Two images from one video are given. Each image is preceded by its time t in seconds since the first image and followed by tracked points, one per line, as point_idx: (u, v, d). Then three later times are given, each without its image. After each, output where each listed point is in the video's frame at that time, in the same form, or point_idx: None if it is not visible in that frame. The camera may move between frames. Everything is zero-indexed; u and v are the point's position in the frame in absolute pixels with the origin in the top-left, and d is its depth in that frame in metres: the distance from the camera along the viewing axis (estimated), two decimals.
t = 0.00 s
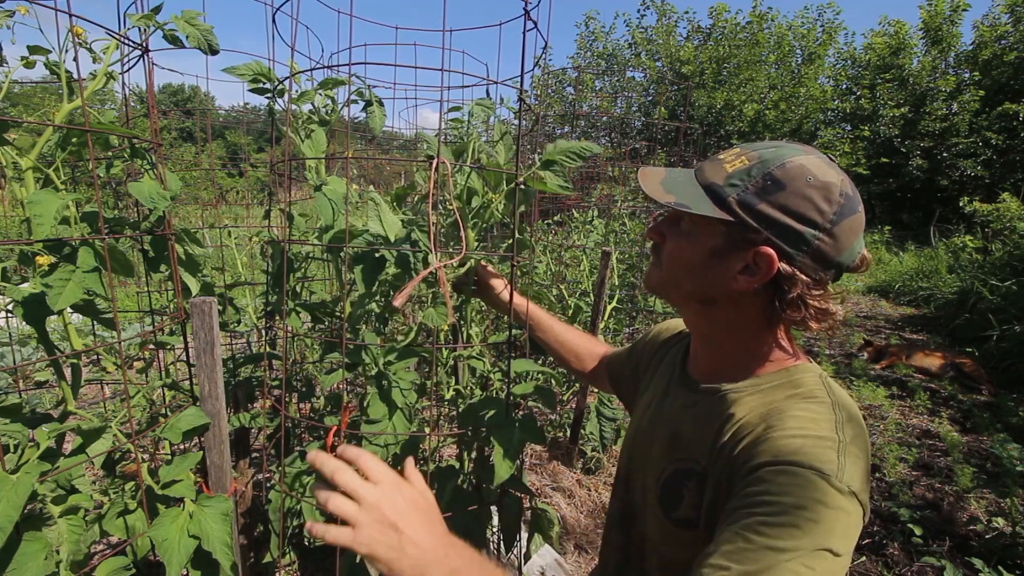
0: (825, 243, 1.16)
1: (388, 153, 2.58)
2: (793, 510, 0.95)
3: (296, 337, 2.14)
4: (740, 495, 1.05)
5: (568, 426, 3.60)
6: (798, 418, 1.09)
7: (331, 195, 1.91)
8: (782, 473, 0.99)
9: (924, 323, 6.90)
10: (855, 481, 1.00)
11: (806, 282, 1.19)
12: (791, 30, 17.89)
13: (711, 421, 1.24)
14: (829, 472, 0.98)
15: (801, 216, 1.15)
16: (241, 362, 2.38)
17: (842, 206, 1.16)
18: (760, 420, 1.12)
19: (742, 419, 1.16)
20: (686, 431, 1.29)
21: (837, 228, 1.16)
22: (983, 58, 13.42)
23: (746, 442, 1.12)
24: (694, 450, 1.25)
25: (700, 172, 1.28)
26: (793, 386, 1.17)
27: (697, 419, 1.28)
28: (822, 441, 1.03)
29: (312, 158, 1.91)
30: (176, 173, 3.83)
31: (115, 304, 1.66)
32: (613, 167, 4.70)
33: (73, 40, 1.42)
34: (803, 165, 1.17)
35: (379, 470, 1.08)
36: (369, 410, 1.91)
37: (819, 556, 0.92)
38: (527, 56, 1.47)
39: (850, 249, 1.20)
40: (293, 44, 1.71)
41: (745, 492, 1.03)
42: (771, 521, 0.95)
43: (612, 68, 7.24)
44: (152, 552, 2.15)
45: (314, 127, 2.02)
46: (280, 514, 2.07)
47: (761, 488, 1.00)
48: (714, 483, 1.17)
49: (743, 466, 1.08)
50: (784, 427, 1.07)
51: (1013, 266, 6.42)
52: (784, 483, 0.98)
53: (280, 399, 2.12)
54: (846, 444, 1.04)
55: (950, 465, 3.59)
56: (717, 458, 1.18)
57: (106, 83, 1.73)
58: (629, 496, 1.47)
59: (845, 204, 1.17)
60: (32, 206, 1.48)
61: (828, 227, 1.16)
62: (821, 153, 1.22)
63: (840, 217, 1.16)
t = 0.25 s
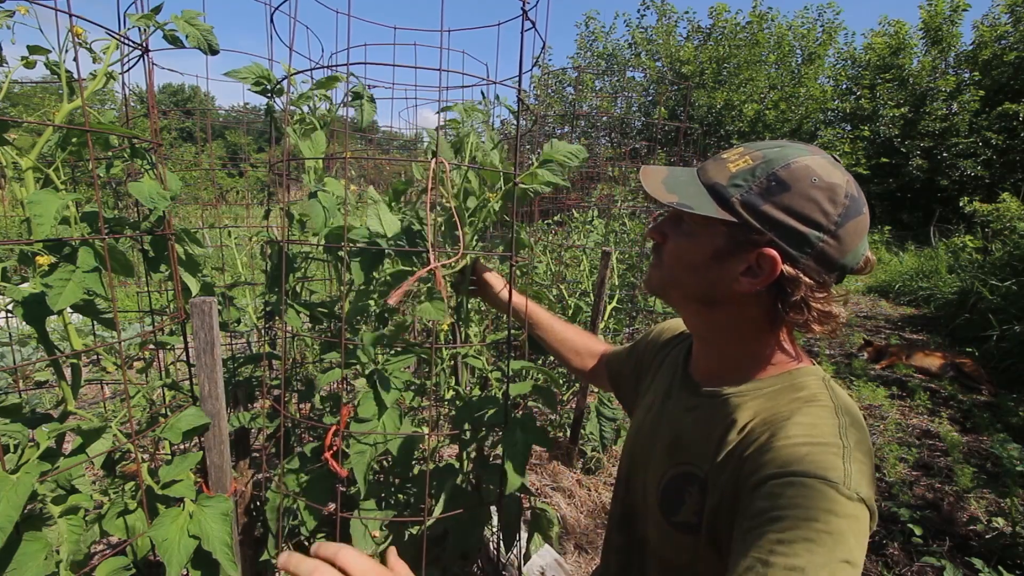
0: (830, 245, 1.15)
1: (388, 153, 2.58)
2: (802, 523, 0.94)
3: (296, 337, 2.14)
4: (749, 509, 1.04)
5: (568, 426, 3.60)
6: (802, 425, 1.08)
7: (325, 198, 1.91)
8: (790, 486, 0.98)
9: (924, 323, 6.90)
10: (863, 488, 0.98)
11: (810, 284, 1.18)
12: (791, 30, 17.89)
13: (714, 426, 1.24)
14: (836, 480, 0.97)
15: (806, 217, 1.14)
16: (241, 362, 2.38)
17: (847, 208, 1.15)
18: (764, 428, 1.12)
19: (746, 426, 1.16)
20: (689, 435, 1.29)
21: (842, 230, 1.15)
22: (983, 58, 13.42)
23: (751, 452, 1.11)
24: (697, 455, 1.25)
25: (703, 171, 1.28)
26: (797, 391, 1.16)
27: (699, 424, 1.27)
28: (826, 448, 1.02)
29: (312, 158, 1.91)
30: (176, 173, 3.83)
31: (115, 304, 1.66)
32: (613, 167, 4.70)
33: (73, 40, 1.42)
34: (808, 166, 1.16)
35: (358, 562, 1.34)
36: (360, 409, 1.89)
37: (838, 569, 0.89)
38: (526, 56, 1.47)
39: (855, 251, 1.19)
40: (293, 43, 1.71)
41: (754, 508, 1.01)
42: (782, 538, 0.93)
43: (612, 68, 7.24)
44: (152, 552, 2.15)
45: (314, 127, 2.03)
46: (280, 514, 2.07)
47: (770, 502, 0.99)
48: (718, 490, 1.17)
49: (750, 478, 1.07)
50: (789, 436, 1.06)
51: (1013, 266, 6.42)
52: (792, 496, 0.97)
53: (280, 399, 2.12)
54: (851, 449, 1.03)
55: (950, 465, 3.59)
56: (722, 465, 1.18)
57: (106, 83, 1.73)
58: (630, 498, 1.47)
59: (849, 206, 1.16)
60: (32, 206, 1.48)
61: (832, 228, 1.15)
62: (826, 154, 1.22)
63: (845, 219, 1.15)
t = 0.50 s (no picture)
0: (834, 247, 1.15)
1: (388, 153, 2.58)
2: (802, 526, 0.94)
3: (296, 337, 2.14)
4: (749, 512, 1.04)
5: (568, 426, 3.60)
6: (802, 426, 1.08)
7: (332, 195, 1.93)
8: (789, 488, 0.98)
9: (923, 323, 6.90)
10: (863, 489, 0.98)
11: (813, 286, 1.18)
12: (791, 30, 17.88)
13: (714, 426, 1.24)
14: (837, 481, 0.96)
15: (810, 218, 1.14)
16: (241, 362, 2.38)
17: (852, 209, 1.16)
18: (764, 429, 1.12)
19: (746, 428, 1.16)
20: (688, 435, 1.29)
21: (846, 231, 1.15)
22: (983, 58, 13.42)
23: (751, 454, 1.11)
24: (697, 455, 1.25)
25: (706, 172, 1.28)
26: (797, 392, 1.16)
27: (699, 425, 1.28)
28: (826, 449, 1.02)
29: (312, 158, 1.91)
30: (176, 173, 3.82)
31: (115, 304, 1.66)
32: (613, 167, 4.70)
33: (73, 40, 1.43)
34: (812, 166, 1.16)
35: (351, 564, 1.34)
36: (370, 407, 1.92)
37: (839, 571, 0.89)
38: (524, 55, 1.47)
39: (858, 253, 1.19)
40: (292, 44, 1.71)
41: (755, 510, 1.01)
42: (783, 541, 0.93)
43: (612, 68, 7.24)
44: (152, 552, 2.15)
45: (314, 127, 2.02)
46: (280, 514, 2.07)
47: (770, 505, 0.99)
48: (718, 491, 1.17)
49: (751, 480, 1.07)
50: (789, 437, 1.06)
51: (1013, 266, 6.42)
52: (793, 498, 0.97)
53: (280, 399, 2.12)
54: (851, 450, 1.02)
55: (950, 465, 3.59)
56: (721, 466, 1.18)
57: (105, 83, 1.73)
58: (630, 497, 1.48)
59: (854, 207, 1.16)
60: (32, 206, 1.48)
61: (837, 230, 1.15)
62: (830, 155, 1.22)
63: (850, 220, 1.15)
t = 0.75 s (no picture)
0: (828, 249, 1.15)
1: (388, 153, 2.58)
2: (795, 528, 0.93)
3: (296, 337, 2.14)
4: (741, 514, 1.03)
5: (568, 426, 3.60)
6: (794, 427, 1.08)
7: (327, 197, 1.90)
8: (781, 490, 0.98)
9: (923, 323, 6.90)
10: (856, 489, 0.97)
11: (806, 287, 1.18)
12: (791, 29, 17.88)
13: (707, 428, 1.24)
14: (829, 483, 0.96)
15: (805, 219, 1.13)
16: (241, 362, 2.38)
17: (846, 210, 1.15)
18: (757, 431, 1.11)
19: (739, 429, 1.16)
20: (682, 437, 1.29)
21: (840, 233, 1.15)
22: (983, 58, 13.42)
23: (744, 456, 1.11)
24: (691, 456, 1.25)
25: (700, 171, 1.27)
26: (790, 392, 1.16)
27: (694, 425, 1.27)
28: (817, 450, 1.01)
29: (312, 158, 1.91)
30: (176, 173, 3.82)
31: (115, 304, 1.65)
32: (613, 167, 4.70)
33: (73, 40, 1.43)
34: (807, 167, 1.15)
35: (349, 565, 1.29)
36: (366, 408, 1.90)
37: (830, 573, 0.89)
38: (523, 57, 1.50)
39: (852, 254, 1.19)
40: (293, 43, 1.72)
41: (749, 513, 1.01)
42: (775, 544, 0.93)
43: (612, 68, 7.24)
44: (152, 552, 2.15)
45: (315, 127, 2.03)
46: (280, 514, 2.07)
47: (763, 507, 0.99)
48: (711, 492, 1.17)
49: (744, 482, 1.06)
50: (781, 439, 1.06)
51: (1013, 266, 6.42)
52: (784, 499, 0.97)
53: (280, 399, 2.12)
54: (842, 450, 1.02)
55: (950, 465, 3.59)
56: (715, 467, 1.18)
57: (106, 83, 1.73)
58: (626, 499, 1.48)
59: (848, 209, 1.15)
60: (32, 206, 1.48)
61: (831, 232, 1.14)
62: (826, 155, 1.21)
63: (844, 222, 1.15)
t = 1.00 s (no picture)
0: (826, 248, 1.15)
1: (388, 153, 2.58)
2: (791, 533, 0.92)
3: (296, 337, 2.14)
4: (738, 519, 1.03)
5: (568, 426, 3.60)
6: (794, 431, 1.07)
7: (329, 198, 1.92)
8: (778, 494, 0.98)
9: (923, 323, 6.89)
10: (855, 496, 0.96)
11: (805, 287, 1.18)
12: (791, 30, 17.89)
13: (708, 431, 1.24)
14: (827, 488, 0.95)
15: (801, 219, 1.13)
16: (241, 362, 2.38)
17: (843, 209, 1.15)
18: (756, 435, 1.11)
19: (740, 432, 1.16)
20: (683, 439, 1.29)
21: (838, 232, 1.15)
22: (983, 58, 13.42)
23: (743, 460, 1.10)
24: (689, 460, 1.25)
25: (695, 173, 1.28)
26: (790, 397, 1.16)
27: (695, 428, 1.28)
28: (817, 454, 1.01)
29: (312, 158, 1.92)
30: (176, 173, 3.82)
31: (115, 303, 1.66)
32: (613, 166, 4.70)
33: (73, 40, 1.43)
34: (802, 166, 1.15)
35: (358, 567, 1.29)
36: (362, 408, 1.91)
37: None
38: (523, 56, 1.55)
39: (852, 253, 1.18)
40: (293, 43, 1.72)
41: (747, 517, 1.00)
42: (770, 550, 0.92)
43: (612, 68, 7.24)
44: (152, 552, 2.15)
45: (314, 127, 2.03)
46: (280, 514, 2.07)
47: (758, 512, 0.98)
48: (710, 495, 1.17)
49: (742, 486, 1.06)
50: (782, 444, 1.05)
51: (1013, 266, 6.42)
52: (781, 504, 0.96)
53: (280, 399, 2.12)
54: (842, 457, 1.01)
55: (950, 465, 3.59)
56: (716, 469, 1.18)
57: (106, 83, 1.73)
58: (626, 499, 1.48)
59: (845, 207, 1.15)
60: (32, 206, 1.48)
61: (828, 231, 1.14)
62: (821, 153, 1.21)
63: (841, 221, 1.14)
